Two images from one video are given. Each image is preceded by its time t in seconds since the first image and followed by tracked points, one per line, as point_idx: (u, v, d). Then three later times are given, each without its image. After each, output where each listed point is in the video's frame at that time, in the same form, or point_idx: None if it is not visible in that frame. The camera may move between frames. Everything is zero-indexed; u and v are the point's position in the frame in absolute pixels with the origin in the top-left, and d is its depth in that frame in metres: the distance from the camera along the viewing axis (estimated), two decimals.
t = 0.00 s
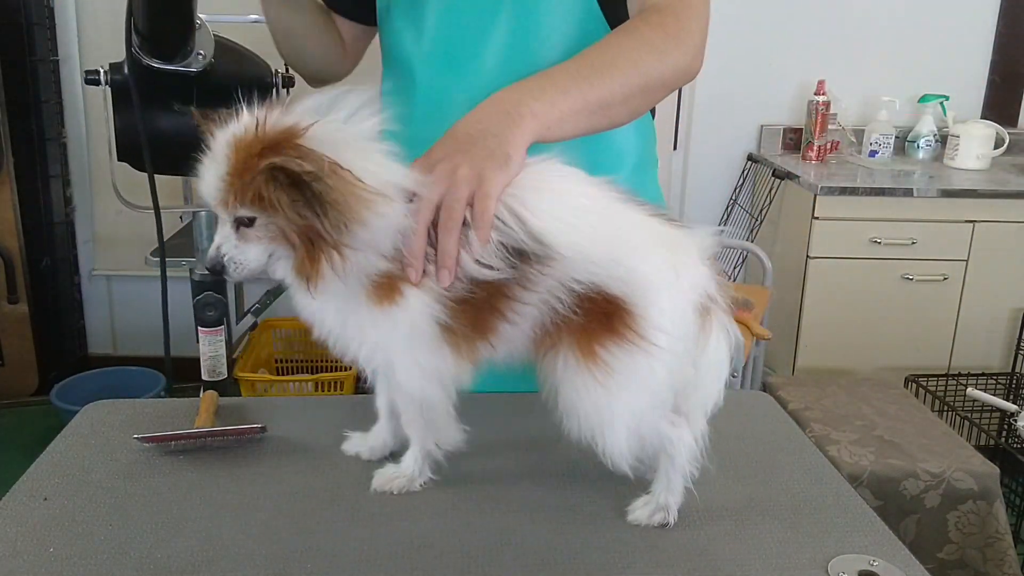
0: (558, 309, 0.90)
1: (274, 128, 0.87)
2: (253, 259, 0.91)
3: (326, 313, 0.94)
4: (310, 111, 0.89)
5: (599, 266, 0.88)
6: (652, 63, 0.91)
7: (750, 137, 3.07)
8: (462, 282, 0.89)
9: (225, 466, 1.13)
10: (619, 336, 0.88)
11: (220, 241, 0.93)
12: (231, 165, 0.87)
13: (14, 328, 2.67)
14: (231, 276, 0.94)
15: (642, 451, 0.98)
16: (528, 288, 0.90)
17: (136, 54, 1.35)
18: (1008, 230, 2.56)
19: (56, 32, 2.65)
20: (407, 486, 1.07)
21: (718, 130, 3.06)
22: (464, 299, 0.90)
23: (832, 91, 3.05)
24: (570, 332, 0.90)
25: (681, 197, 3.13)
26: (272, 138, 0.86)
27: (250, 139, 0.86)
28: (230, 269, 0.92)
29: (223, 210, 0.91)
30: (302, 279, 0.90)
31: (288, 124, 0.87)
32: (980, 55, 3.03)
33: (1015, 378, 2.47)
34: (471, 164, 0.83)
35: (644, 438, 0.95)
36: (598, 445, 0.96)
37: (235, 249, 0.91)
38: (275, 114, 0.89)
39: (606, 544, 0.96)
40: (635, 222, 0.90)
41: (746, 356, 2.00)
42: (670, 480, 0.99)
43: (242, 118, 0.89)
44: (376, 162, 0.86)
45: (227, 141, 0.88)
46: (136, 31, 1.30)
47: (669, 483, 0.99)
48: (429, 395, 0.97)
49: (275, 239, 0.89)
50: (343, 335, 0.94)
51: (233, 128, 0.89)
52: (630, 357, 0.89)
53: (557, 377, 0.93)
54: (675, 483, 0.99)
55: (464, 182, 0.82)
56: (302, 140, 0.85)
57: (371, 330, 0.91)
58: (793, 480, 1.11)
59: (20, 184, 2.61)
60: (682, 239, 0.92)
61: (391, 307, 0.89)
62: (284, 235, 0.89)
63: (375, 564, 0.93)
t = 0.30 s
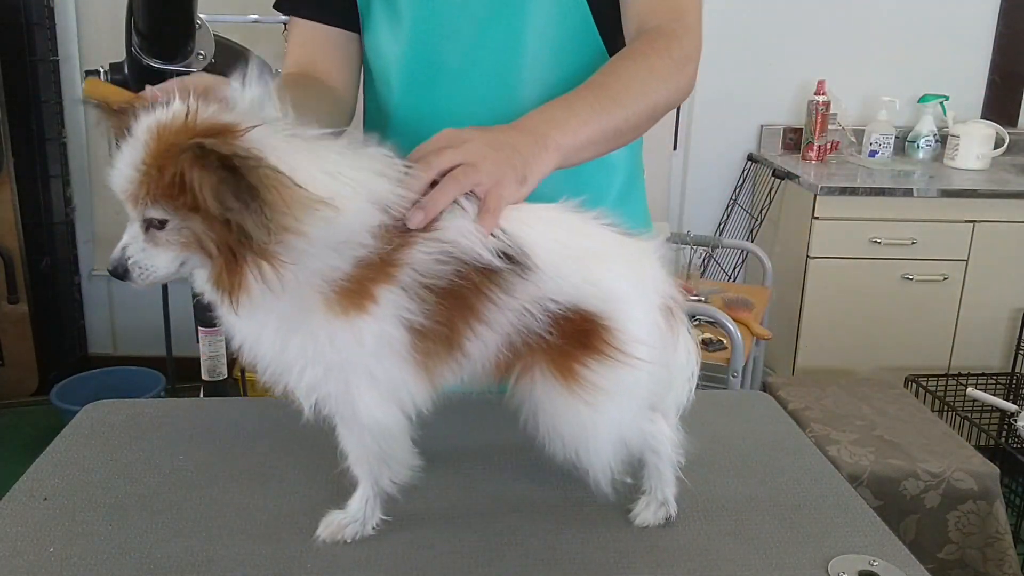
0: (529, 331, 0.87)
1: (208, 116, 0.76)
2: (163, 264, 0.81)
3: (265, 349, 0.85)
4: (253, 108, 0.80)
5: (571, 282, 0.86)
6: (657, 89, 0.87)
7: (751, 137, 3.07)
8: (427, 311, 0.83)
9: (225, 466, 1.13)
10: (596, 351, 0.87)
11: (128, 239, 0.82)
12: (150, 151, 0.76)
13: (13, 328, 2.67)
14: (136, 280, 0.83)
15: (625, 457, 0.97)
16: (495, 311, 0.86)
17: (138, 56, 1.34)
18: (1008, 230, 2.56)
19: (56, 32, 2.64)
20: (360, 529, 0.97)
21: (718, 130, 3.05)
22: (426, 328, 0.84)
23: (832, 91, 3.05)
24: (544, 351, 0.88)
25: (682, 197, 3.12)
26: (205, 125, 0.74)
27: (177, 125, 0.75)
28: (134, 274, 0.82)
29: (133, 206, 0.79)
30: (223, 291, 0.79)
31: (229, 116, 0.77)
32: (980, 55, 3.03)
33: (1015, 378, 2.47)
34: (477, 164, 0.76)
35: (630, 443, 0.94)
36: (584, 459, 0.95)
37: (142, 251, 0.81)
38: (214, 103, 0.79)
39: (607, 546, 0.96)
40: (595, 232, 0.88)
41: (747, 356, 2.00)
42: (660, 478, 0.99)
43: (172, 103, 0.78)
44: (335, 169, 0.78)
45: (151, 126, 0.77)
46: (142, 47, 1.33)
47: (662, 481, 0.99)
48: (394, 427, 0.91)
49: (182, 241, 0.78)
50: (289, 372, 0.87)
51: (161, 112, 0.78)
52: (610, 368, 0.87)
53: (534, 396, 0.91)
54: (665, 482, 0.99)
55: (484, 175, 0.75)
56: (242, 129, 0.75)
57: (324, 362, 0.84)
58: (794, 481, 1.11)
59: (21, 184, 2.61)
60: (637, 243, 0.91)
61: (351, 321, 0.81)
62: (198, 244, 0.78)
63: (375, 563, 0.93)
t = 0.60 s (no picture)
0: (529, 338, 0.87)
1: (175, 192, 0.75)
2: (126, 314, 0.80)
3: (262, 370, 0.83)
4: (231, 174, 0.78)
5: (572, 288, 0.86)
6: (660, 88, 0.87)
7: (751, 137, 3.07)
8: (431, 322, 0.82)
9: (225, 466, 1.13)
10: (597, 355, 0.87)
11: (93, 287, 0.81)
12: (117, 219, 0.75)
13: (13, 328, 2.68)
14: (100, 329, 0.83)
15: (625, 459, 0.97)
16: (499, 320, 0.86)
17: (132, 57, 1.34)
18: (1008, 230, 2.56)
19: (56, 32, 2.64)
20: (360, 528, 0.97)
21: (719, 130, 3.06)
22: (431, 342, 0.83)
23: (832, 92, 3.05)
24: (544, 356, 0.88)
25: (682, 197, 3.12)
26: (170, 203, 0.74)
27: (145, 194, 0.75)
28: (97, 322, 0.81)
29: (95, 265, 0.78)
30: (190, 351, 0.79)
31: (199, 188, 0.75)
32: (980, 55, 3.03)
33: (1015, 378, 2.47)
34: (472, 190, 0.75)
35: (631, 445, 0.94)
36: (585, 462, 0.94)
37: (104, 303, 0.80)
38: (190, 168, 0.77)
39: (607, 546, 0.96)
40: (592, 236, 0.88)
41: (747, 356, 2.00)
42: (661, 479, 0.99)
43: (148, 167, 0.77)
44: (310, 233, 0.76)
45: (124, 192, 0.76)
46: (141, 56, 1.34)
47: (660, 481, 0.99)
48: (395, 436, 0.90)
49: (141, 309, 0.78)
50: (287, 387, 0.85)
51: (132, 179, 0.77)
52: (612, 371, 0.87)
53: (535, 399, 0.91)
54: (666, 481, 0.99)
55: (484, 186, 0.75)
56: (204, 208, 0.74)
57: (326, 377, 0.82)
58: (794, 481, 1.11)
59: (20, 184, 2.61)
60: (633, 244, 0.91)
61: (372, 348, 0.81)
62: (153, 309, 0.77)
63: (376, 563, 0.92)
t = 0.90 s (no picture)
0: (517, 349, 0.86)
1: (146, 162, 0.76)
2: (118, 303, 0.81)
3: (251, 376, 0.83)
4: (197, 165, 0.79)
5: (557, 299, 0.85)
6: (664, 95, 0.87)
7: (751, 137, 3.07)
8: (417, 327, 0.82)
9: (224, 466, 1.13)
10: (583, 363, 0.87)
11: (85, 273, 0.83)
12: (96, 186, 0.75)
13: (13, 328, 2.68)
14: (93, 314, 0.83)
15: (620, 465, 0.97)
16: (485, 329, 0.85)
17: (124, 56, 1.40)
18: (1008, 230, 2.56)
19: (56, 33, 2.64)
20: (361, 529, 0.97)
21: (719, 130, 3.06)
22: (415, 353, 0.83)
23: (832, 91, 3.05)
24: (533, 365, 0.87)
25: (682, 197, 3.12)
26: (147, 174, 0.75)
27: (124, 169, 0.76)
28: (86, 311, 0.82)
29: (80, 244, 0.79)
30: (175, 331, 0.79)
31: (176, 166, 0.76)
32: (980, 55, 3.03)
33: (1015, 378, 2.47)
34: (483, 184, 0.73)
35: (623, 451, 0.94)
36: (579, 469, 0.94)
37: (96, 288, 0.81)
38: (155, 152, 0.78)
39: (608, 546, 0.96)
40: (576, 244, 0.88)
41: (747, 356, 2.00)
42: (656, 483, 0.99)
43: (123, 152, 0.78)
44: (285, 219, 0.77)
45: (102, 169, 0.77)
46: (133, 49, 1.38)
47: (657, 480, 0.99)
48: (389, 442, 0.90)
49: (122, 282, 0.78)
50: (276, 393, 0.85)
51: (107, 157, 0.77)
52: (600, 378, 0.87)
53: (523, 409, 0.90)
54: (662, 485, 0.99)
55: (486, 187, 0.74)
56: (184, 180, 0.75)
57: (315, 385, 0.83)
58: (794, 481, 1.11)
59: (20, 184, 2.61)
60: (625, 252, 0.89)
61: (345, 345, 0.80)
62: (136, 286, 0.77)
63: (375, 564, 0.92)
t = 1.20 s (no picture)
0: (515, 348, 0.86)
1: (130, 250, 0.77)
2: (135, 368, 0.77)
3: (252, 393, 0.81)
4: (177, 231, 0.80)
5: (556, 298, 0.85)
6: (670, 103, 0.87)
7: (751, 137, 3.07)
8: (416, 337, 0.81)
9: (224, 467, 1.13)
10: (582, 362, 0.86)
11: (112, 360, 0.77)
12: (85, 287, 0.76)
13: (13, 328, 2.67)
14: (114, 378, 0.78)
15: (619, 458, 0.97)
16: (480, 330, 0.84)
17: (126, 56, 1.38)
18: (1008, 230, 2.56)
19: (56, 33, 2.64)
20: (360, 531, 0.96)
21: (719, 130, 3.06)
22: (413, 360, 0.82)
23: (832, 92, 3.05)
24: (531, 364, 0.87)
25: (682, 197, 3.12)
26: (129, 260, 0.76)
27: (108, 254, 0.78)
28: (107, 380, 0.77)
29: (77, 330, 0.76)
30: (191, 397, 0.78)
31: (161, 249, 0.77)
32: (980, 55, 3.03)
33: (1015, 378, 2.47)
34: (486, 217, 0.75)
35: (618, 447, 0.94)
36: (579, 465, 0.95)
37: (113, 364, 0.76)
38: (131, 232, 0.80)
39: (608, 546, 0.96)
40: (575, 244, 0.87)
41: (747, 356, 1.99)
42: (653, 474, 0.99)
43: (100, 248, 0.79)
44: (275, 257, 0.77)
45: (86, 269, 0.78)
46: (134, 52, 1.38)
47: (654, 478, 0.99)
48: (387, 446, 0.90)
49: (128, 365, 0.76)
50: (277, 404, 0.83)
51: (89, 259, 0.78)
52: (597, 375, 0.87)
53: (518, 408, 0.90)
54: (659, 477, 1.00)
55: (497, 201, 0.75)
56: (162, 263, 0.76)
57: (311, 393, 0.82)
58: (794, 481, 1.11)
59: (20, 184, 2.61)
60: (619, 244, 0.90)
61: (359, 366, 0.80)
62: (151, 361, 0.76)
63: (375, 564, 0.92)
